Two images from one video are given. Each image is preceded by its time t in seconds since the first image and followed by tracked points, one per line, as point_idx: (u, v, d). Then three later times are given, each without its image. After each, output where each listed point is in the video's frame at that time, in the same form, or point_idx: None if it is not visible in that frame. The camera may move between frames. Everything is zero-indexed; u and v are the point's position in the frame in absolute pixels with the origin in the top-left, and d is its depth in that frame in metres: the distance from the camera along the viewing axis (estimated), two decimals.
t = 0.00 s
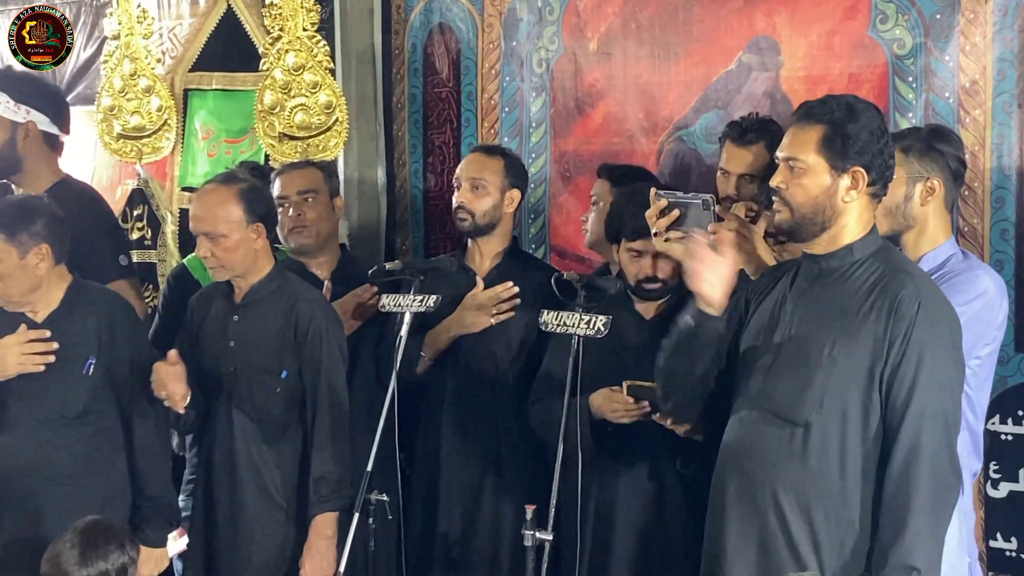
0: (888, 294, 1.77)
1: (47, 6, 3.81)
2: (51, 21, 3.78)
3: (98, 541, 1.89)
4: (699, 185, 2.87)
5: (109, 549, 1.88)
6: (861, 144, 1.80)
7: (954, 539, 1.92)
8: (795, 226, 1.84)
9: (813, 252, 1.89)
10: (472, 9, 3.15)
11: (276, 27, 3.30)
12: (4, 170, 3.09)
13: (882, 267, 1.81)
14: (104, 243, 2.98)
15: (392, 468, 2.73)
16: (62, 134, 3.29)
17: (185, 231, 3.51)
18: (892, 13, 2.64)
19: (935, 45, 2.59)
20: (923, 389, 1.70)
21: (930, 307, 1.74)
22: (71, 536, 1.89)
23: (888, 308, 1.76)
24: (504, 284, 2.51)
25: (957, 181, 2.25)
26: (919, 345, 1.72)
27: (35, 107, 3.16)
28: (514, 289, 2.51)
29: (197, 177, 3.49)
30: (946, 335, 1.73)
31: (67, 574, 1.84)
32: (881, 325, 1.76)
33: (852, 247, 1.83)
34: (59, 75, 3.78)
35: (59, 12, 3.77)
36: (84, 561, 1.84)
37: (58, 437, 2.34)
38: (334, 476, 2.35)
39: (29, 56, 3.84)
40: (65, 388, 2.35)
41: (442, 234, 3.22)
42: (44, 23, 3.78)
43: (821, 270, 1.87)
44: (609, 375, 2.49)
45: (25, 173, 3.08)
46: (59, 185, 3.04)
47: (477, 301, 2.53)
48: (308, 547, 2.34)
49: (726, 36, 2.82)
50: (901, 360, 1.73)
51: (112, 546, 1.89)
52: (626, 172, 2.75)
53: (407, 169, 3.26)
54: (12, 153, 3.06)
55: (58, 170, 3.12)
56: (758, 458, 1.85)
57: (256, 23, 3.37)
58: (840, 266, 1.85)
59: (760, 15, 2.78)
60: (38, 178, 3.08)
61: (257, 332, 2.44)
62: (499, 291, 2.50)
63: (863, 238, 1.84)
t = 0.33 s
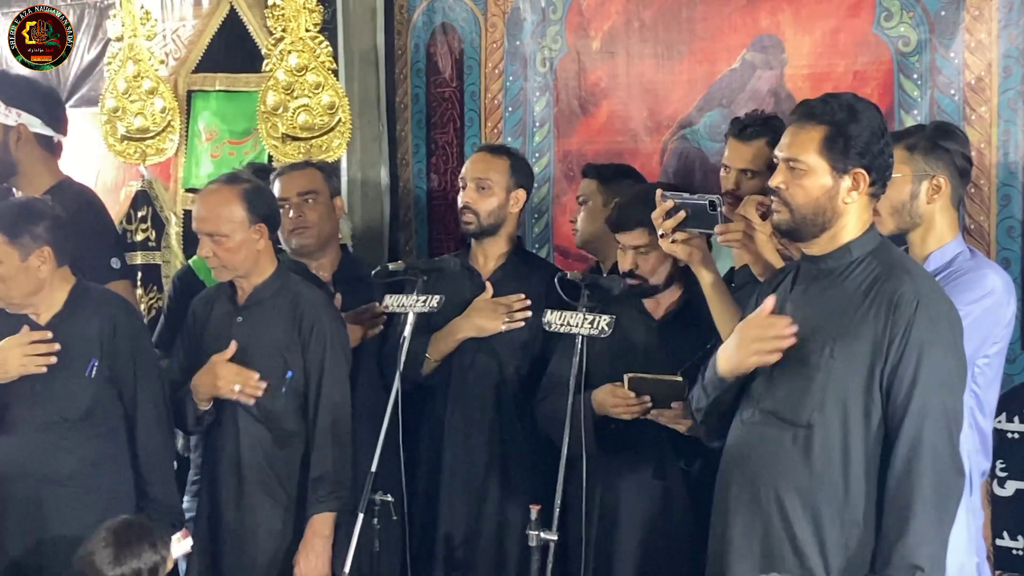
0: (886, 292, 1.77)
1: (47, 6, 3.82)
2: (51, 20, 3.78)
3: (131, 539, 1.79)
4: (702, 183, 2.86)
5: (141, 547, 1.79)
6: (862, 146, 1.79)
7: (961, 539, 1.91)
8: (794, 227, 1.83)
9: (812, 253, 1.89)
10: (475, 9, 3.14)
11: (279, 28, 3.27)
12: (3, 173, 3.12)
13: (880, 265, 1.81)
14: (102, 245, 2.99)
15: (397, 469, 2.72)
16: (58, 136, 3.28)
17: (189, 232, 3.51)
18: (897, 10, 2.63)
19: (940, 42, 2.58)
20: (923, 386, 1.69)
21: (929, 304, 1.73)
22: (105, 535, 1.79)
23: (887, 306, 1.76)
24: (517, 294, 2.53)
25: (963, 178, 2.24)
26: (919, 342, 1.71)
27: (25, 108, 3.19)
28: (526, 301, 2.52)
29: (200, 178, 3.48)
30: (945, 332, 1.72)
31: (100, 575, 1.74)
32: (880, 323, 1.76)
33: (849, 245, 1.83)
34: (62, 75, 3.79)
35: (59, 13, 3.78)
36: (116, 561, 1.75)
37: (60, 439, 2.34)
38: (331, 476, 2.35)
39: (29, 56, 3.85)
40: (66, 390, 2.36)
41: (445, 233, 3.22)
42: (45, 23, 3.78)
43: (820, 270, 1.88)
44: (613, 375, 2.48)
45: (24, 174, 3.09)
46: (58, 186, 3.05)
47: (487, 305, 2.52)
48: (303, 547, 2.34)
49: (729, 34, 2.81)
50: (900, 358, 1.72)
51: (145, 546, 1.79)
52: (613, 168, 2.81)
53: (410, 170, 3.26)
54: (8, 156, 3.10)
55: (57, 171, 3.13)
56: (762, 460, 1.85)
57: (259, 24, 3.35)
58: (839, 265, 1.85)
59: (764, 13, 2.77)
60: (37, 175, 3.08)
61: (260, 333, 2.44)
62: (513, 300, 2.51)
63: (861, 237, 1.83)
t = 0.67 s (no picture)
0: (900, 296, 1.76)
1: (47, 6, 3.82)
2: (51, 20, 3.78)
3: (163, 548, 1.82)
4: (712, 186, 2.85)
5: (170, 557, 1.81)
6: (879, 152, 1.79)
7: (976, 543, 1.91)
8: (806, 231, 1.82)
9: (818, 259, 1.89)
10: (483, 12, 3.14)
11: (287, 33, 3.21)
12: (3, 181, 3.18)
13: (890, 269, 1.81)
14: (92, 253, 3.05)
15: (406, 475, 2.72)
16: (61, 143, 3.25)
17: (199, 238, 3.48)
18: (906, 11, 2.62)
19: (950, 43, 2.57)
20: (941, 391, 1.69)
21: (944, 307, 1.72)
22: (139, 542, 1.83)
23: (901, 310, 1.75)
24: (528, 300, 2.53)
25: (976, 181, 2.22)
26: (935, 347, 1.70)
27: (23, 117, 3.19)
28: (537, 306, 2.53)
29: (210, 183, 3.46)
30: (960, 336, 1.71)
31: None
32: (895, 328, 1.75)
33: (857, 250, 1.83)
34: (70, 81, 3.78)
35: (58, 12, 3.77)
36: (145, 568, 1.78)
37: (65, 447, 2.42)
38: (348, 479, 2.36)
39: (29, 56, 3.87)
40: (72, 396, 2.45)
41: (454, 238, 3.22)
42: (44, 23, 3.78)
43: (829, 275, 1.88)
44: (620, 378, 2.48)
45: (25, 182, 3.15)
46: (60, 193, 3.12)
47: (500, 310, 2.53)
48: (320, 552, 2.35)
49: (738, 36, 2.80)
50: (917, 362, 1.71)
51: (173, 556, 1.81)
52: (615, 168, 2.83)
53: (419, 173, 3.27)
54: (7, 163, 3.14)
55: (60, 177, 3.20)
56: (777, 467, 1.85)
57: (267, 30, 3.35)
58: (849, 269, 1.85)
59: (772, 15, 2.76)
60: (40, 182, 3.16)
61: (268, 338, 2.44)
62: (523, 305, 2.52)
63: (869, 240, 1.84)
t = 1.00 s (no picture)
0: (896, 287, 1.76)
1: (47, 6, 3.80)
2: (50, 20, 3.77)
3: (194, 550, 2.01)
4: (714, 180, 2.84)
5: (201, 557, 2.00)
6: (879, 145, 1.79)
7: (979, 536, 1.90)
8: (805, 224, 1.81)
9: (812, 251, 1.89)
10: (484, 7, 3.13)
11: (287, 29, 3.23)
12: None
13: (886, 261, 1.81)
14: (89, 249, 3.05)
15: (408, 471, 2.72)
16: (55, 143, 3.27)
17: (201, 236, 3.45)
18: (907, 4, 2.61)
19: (952, 35, 2.56)
20: (939, 381, 1.68)
21: (941, 297, 1.72)
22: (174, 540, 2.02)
23: (898, 302, 1.75)
24: (534, 296, 2.50)
25: (979, 173, 2.22)
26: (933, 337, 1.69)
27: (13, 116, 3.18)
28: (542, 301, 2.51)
29: (211, 180, 3.43)
30: (958, 325, 1.71)
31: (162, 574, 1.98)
32: (892, 320, 1.75)
33: (853, 242, 1.83)
34: (71, 79, 3.77)
35: (58, 12, 3.76)
36: (177, 565, 1.98)
37: (67, 446, 2.50)
38: (350, 475, 2.35)
39: (29, 56, 3.85)
40: (72, 393, 2.52)
41: (456, 234, 3.21)
42: (44, 23, 3.77)
43: (824, 269, 1.88)
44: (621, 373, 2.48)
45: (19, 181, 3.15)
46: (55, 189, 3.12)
47: (505, 308, 2.50)
48: (325, 548, 2.35)
49: (740, 30, 2.79)
50: (915, 353, 1.71)
51: (205, 556, 2.00)
52: (610, 164, 2.84)
53: (421, 170, 3.25)
54: None
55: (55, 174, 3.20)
56: (778, 461, 1.85)
57: (267, 26, 3.31)
58: (845, 262, 1.85)
59: (773, 8, 2.75)
60: (33, 180, 3.16)
61: (267, 335, 2.44)
62: (528, 301, 2.48)
63: (865, 232, 1.83)
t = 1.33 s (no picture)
0: (915, 295, 1.78)
1: (48, 5, 3.78)
2: (50, 20, 3.76)
3: (213, 547, 2.04)
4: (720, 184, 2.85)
5: (222, 554, 2.04)
6: (904, 154, 1.81)
7: (984, 541, 1.92)
8: (828, 230, 1.84)
9: (831, 255, 1.91)
10: (492, 11, 3.14)
11: (296, 32, 3.21)
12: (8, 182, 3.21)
13: (905, 268, 1.83)
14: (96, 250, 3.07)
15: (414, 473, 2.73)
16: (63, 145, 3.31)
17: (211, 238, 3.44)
18: (914, 11, 2.62)
19: (957, 42, 2.58)
20: (954, 391, 1.71)
21: (959, 308, 1.74)
22: (192, 540, 2.04)
23: (916, 310, 1.77)
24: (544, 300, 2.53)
25: (987, 180, 2.24)
26: (950, 347, 1.72)
27: (22, 118, 3.21)
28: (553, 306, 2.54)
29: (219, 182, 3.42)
30: (975, 335, 1.74)
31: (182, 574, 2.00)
32: (910, 328, 1.77)
33: (873, 248, 1.86)
34: (80, 80, 3.74)
35: (59, 12, 3.75)
36: (199, 564, 2.00)
37: (74, 446, 2.57)
38: (352, 474, 2.36)
39: (29, 56, 3.81)
40: (80, 394, 2.58)
41: (462, 236, 3.21)
42: (45, 23, 3.75)
43: (841, 274, 1.90)
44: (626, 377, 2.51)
45: (28, 183, 3.18)
46: (64, 191, 3.17)
47: (516, 311, 2.52)
48: (324, 546, 2.36)
49: (745, 35, 2.81)
50: (932, 361, 1.73)
51: (227, 553, 2.04)
52: (607, 166, 2.85)
53: (427, 173, 3.26)
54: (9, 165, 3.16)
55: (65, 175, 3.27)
56: (789, 464, 1.86)
57: (276, 29, 3.30)
58: (863, 268, 1.87)
59: (780, 14, 2.76)
60: (44, 183, 3.20)
61: (277, 336, 2.45)
62: (538, 306, 2.51)
63: (884, 239, 1.86)
